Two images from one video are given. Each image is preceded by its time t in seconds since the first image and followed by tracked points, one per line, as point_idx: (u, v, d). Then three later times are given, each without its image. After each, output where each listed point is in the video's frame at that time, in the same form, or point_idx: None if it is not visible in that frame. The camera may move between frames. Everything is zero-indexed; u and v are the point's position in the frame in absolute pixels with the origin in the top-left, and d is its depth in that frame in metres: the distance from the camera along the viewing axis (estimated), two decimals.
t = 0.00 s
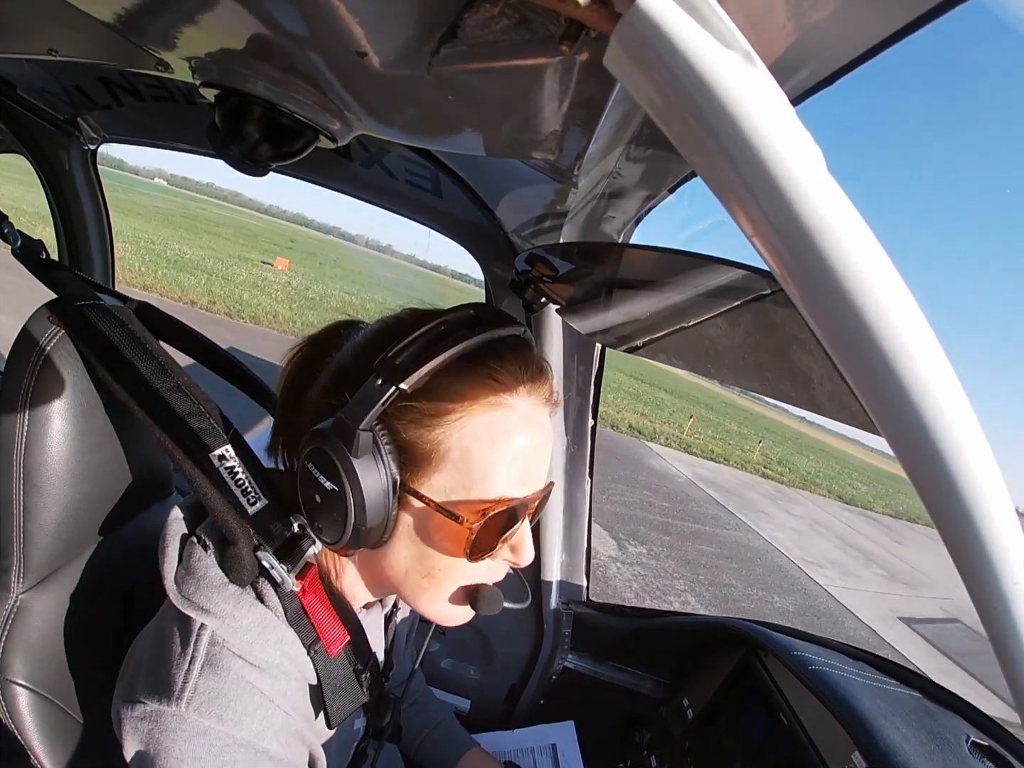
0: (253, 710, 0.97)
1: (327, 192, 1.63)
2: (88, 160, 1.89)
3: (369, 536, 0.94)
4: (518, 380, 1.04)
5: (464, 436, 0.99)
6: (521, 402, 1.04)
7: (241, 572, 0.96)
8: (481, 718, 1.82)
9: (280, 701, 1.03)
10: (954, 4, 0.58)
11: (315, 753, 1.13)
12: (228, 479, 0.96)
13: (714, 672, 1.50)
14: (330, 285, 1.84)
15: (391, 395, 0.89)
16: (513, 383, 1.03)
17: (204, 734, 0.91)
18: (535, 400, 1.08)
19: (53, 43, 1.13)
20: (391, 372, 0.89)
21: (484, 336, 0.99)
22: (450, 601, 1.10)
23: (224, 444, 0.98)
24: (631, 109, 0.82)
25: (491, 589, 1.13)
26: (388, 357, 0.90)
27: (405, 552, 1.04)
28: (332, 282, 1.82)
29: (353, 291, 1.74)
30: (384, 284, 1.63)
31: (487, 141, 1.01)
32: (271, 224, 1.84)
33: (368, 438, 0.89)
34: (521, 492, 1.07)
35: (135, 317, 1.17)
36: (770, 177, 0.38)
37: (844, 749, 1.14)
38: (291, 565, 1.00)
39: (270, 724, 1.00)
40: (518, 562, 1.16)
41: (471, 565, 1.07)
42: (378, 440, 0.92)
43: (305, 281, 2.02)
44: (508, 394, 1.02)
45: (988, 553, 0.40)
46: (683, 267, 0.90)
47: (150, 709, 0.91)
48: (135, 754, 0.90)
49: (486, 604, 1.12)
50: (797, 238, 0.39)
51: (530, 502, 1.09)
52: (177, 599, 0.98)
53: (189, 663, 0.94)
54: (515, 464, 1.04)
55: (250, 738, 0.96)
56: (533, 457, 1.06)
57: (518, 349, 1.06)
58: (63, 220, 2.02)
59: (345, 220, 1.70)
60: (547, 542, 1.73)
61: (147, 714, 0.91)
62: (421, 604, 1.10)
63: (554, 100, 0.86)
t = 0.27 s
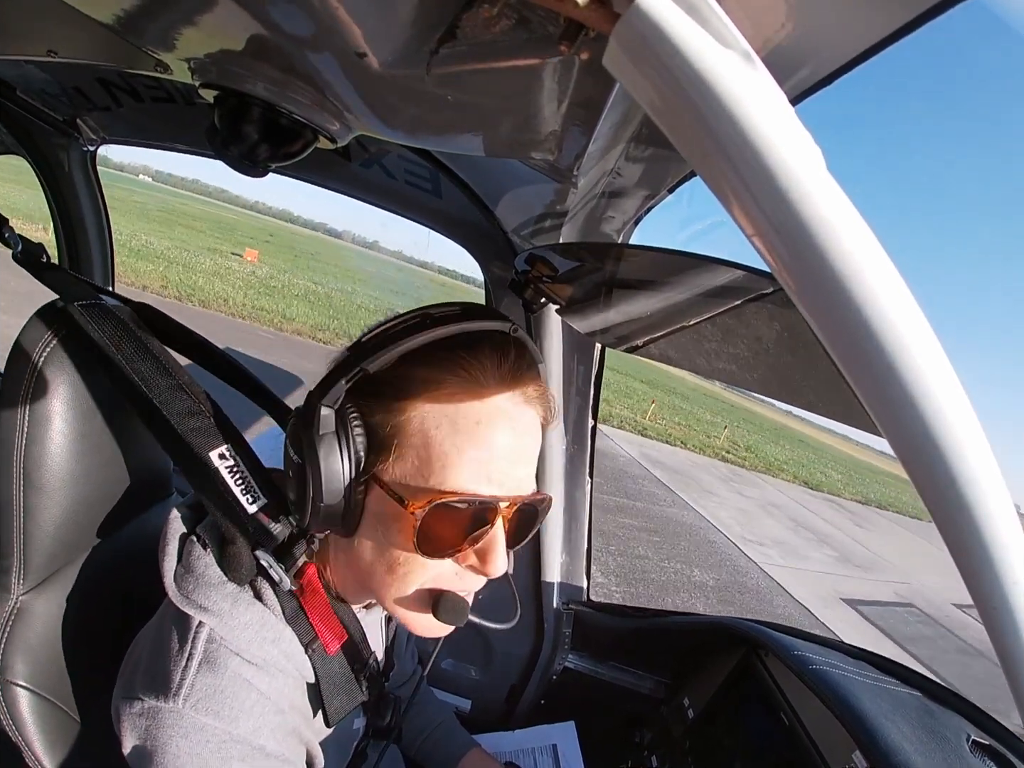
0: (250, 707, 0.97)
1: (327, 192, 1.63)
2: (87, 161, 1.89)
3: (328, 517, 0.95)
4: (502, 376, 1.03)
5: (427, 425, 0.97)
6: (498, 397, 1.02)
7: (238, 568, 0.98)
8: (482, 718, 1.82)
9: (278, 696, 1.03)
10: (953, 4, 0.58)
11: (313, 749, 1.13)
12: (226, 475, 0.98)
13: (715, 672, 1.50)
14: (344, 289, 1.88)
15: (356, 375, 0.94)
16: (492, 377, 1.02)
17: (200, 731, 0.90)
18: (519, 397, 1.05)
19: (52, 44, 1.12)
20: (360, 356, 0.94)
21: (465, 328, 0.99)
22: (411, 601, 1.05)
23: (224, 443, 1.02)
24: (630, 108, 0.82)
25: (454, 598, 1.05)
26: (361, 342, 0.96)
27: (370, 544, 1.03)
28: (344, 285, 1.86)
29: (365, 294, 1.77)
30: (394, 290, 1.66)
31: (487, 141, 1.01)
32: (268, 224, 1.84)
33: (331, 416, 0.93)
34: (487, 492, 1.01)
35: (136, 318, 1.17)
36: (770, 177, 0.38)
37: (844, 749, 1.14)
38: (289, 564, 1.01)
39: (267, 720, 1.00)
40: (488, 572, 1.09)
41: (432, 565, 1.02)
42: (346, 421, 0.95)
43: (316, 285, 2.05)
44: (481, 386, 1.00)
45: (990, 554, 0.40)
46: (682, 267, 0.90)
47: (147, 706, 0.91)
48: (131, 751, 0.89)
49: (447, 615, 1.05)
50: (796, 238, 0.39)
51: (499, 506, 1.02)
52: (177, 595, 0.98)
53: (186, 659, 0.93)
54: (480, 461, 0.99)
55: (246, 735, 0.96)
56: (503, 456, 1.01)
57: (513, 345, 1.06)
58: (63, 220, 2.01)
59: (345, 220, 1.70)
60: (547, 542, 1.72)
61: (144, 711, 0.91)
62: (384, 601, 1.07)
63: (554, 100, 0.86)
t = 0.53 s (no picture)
0: (248, 706, 0.97)
1: (327, 191, 1.63)
2: (88, 159, 1.89)
3: (316, 513, 0.96)
4: (492, 378, 1.02)
5: (413, 424, 0.96)
6: (486, 397, 1.01)
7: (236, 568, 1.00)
8: (481, 717, 1.82)
9: (275, 696, 1.03)
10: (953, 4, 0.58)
11: (312, 752, 1.14)
12: (225, 475, 1.00)
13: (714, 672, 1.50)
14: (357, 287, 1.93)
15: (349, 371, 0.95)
16: (481, 378, 1.01)
17: (199, 730, 0.90)
18: (510, 400, 1.04)
19: (53, 43, 1.12)
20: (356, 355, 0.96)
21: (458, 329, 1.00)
22: (395, 602, 1.04)
23: (225, 442, 1.04)
24: (631, 108, 0.82)
25: (435, 604, 1.03)
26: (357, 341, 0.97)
27: (356, 543, 1.02)
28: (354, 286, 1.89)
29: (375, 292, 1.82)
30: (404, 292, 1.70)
31: (487, 140, 1.01)
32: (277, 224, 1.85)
33: (324, 411, 0.95)
34: (472, 495, 1.00)
35: (138, 317, 1.17)
36: (770, 178, 0.38)
37: (844, 749, 1.14)
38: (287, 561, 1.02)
39: (265, 719, 1.00)
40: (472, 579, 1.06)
41: (417, 567, 1.01)
42: (339, 418, 0.96)
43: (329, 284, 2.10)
44: (469, 386, 0.99)
45: (990, 554, 0.40)
46: (683, 268, 0.90)
47: (146, 705, 0.91)
48: (129, 750, 0.89)
49: (427, 621, 1.03)
50: (796, 238, 0.39)
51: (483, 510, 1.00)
52: (175, 595, 0.97)
53: (185, 659, 0.93)
54: (464, 462, 0.98)
55: (245, 734, 0.96)
56: (489, 458, 1.00)
57: (507, 348, 1.05)
58: (63, 219, 2.01)
59: (345, 219, 1.70)
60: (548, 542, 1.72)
61: (143, 710, 0.91)
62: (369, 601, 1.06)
63: (554, 100, 0.86)
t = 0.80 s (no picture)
0: (252, 702, 0.97)
1: (328, 191, 1.63)
2: (88, 159, 1.89)
3: (317, 510, 0.97)
4: (495, 378, 1.02)
5: (415, 422, 0.96)
6: (488, 397, 1.00)
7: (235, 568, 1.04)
8: (481, 717, 1.82)
9: (280, 693, 1.03)
10: (953, 4, 0.59)
11: (317, 747, 1.13)
12: (230, 472, 1.00)
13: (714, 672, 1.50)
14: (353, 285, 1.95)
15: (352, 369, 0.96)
16: (483, 378, 1.00)
17: (203, 726, 0.90)
18: (514, 400, 1.04)
19: (53, 43, 1.12)
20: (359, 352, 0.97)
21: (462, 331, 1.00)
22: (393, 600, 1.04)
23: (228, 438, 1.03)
24: (632, 108, 0.82)
25: (432, 602, 1.04)
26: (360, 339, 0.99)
27: (356, 539, 1.02)
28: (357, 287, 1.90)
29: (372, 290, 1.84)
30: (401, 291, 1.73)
31: (488, 140, 1.01)
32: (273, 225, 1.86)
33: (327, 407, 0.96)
34: (472, 495, 0.99)
35: (139, 315, 1.17)
36: (771, 177, 0.38)
37: (843, 750, 1.14)
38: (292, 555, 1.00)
39: (269, 717, 1.00)
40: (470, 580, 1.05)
41: (415, 565, 1.01)
42: (341, 414, 0.96)
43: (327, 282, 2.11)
44: (472, 386, 0.99)
45: (991, 554, 0.40)
46: (683, 268, 0.90)
47: (150, 700, 0.91)
48: (133, 745, 0.89)
49: (423, 618, 1.03)
50: (797, 238, 0.39)
51: (483, 511, 1.00)
52: (180, 591, 0.97)
53: (190, 654, 0.94)
54: (465, 462, 0.98)
55: (249, 731, 0.96)
56: (490, 458, 0.99)
57: (510, 348, 1.06)
58: (64, 219, 2.01)
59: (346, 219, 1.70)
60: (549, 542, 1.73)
61: (148, 704, 0.91)
62: (367, 598, 1.06)
63: (555, 101, 0.86)
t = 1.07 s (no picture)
0: (257, 711, 0.97)
1: (327, 194, 1.63)
2: (88, 163, 1.89)
3: (332, 518, 0.96)
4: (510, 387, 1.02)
5: (434, 432, 0.95)
6: (506, 406, 1.00)
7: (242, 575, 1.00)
8: (483, 719, 1.82)
9: (284, 701, 1.03)
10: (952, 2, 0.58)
11: (319, 753, 1.13)
12: (232, 478, 0.99)
13: (717, 672, 1.50)
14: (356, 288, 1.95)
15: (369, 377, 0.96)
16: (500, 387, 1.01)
17: (207, 736, 0.90)
18: (530, 410, 1.04)
19: (52, 48, 1.12)
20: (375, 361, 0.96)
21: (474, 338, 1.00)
22: (409, 611, 1.04)
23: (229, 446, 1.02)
24: (630, 108, 0.82)
25: (450, 612, 1.03)
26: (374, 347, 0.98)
27: (371, 549, 1.01)
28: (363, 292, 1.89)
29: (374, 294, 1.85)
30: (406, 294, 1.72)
31: (487, 141, 1.01)
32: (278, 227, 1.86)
33: (342, 415, 0.95)
34: (490, 505, 0.99)
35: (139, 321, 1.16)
36: (770, 177, 0.38)
37: (844, 750, 1.14)
38: (298, 562, 1.03)
39: (273, 727, 0.99)
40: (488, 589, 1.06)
41: (435, 575, 1.00)
42: (356, 422, 0.96)
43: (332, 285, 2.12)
44: (488, 394, 0.99)
45: (995, 555, 0.40)
46: (683, 268, 0.90)
47: (154, 710, 0.91)
48: (136, 757, 0.89)
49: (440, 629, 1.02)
50: (798, 238, 0.38)
51: (501, 521, 1.00)
52: (183, 600, 0.98)
53: (193, 664, 0.94)
54: (485, 473, 0.97)
55: (254, 741, 0.95)
56: (508, 468, 0.99)
57: (529, 360, 1.07)
58: (64, 223, 2.02)
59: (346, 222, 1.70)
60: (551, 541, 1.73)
61: (152, 715, 0.91)
62: (381, 608, 1.05)
63: (554, 101, 0.86)
